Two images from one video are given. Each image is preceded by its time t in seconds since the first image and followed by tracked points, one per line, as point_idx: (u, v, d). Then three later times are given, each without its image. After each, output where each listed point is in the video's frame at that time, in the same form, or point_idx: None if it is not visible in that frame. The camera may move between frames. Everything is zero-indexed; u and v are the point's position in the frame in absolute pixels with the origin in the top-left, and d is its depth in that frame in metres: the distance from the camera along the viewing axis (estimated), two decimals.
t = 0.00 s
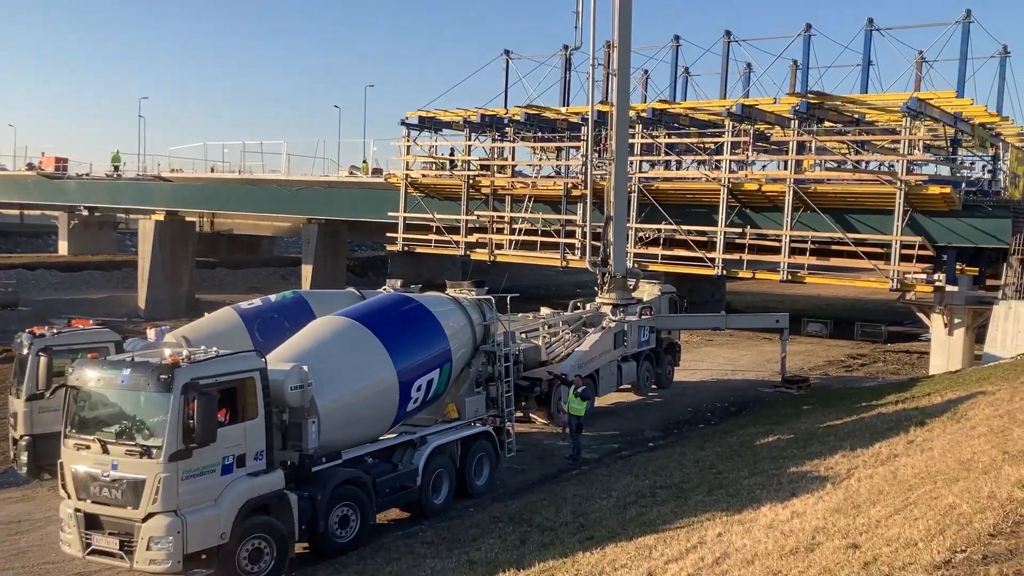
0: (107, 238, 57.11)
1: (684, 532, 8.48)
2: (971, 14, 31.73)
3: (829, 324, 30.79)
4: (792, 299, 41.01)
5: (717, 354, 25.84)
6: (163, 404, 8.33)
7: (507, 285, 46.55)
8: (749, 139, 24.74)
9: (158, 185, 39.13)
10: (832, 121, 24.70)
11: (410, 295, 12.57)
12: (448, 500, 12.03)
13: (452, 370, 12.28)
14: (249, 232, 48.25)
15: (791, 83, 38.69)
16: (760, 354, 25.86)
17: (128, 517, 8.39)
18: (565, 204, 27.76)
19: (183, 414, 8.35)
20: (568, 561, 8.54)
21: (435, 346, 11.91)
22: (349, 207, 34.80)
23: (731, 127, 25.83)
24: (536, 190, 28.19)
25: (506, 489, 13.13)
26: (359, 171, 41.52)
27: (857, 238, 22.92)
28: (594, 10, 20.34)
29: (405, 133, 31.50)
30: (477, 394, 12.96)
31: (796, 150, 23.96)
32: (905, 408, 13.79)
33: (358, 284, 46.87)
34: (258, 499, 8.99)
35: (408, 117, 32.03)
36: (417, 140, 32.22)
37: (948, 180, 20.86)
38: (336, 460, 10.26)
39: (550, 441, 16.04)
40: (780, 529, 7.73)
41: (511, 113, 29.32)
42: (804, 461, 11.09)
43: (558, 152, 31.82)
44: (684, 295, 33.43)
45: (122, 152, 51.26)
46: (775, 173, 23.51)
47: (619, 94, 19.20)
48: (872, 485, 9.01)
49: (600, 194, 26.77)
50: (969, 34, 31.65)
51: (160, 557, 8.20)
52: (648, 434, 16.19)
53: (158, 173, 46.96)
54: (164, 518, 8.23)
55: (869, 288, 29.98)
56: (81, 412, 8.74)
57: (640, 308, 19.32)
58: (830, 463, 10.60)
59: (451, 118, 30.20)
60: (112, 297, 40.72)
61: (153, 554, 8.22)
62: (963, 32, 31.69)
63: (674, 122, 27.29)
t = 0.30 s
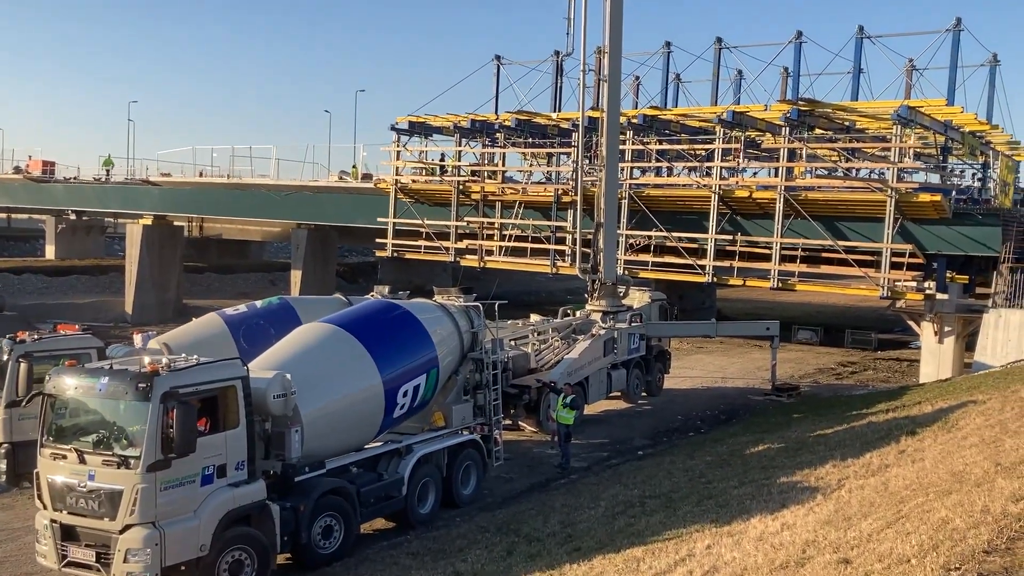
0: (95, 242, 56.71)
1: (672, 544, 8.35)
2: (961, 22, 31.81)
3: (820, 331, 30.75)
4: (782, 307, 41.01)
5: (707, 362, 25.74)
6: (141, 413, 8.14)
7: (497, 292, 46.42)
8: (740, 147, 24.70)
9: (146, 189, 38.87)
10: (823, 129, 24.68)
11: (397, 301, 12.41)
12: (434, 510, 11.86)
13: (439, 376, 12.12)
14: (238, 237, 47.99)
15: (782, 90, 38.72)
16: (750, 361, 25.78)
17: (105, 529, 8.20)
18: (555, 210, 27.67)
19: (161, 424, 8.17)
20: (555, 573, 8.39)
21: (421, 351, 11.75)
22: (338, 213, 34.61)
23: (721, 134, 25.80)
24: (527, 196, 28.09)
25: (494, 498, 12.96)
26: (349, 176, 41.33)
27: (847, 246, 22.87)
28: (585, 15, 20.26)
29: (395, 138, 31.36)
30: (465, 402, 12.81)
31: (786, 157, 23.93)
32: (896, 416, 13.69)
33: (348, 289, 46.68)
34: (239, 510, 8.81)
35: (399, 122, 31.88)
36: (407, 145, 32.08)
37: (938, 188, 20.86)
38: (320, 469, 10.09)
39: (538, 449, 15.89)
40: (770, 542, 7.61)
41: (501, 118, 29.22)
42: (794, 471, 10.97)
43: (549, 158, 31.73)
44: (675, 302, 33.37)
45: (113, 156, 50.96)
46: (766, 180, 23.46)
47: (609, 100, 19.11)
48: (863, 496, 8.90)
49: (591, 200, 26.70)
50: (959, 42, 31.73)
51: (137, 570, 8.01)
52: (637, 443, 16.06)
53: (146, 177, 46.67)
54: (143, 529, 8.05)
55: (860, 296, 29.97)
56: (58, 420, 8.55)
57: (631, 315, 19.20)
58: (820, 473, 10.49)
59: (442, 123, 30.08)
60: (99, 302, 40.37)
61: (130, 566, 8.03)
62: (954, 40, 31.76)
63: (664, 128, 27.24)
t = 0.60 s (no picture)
0: (83, 250, 56.37)
1: (658, 558, 8.27)
2: (948, 35, 31.99)
3: (809, 342, 30.77)
4: (772, 317, 41.07)
5: (696, 372, 25.70)
6: (121, 425, 8.01)
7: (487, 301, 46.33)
8: (729, 157, 24.72)
9: (134, 197, 38.66)
10: (812, 140, 24.73)
11: (383, 311, 12.31)
12: (420, 522, 11.74)
13: (426, 386, 12.01)
14: (227, 246, 47.79)
15: (771, 101, 38.88)
16: (740, 372, 25.76)
17: (82, 543, 8.05)
18: (545, 220, 27.64)
19: (141, 436, 8.04)
20: None
21: (407, 359, 11.64)
22: (328, 222, 34.49)
23: (710, 145, 25.84)
24: (517, 206, 28.06)
25: (480, 511, 12.84)
26: (338, 185, 41.22)
27: (836, 257, 22.89)
28: (574, 26, 20.25)
29: (384, 148, 31.30)
30: (451, 414, 12.70)
31: (775, 169, 23.97)
32: (884, 428, 13.65)
33: (337, 298, 46.53)
34: (220, 523, 8.67)
35: (388, 131, 31.81)
36: (397, 155, 32.01)
37: (926, 199, 20.91)
38: (303, 482, 9.96)
39: (526, 461, 15.78)
40: (757, 557, 7.54)
41: (491, 128, 29.19)
42: (782, 483, 10.91)
43: (539, 168, 31.73)
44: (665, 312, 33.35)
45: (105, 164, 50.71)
46: (755, 191, 23.47)
47: (598, 110, 19.08)
48: (851, 510, 8.83)
49: (580, 211, 26.69)
50: (947, 55, 31.91)
51: None
52: (625, 454, 15.97)
53: (135, 185, 46.44)
54: (121, 544, 7.90)
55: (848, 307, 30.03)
56: (36, 431, 8.39)
57: (620, 326, 19.14)
58: (808, 486, 10.43)
59: (431, 133, 30.03)
60: (86, 310, 40.07)
61: None
62: (941, 53, 31.94)
63: (654, 139, 27.25)
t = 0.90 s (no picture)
0: (74, 261, 56.08)
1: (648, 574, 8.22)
2: (937, 49, 32.20)
3: (800, 354, 30.79)
4: (763, 329, 41.13)
5: (687, 385, 25.67)
6: (105, 439, 7.90)
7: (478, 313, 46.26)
8: (720, 170, 24.76)
9: (124, 208, 38.48)
10: (802, 152, 24.80)
11: (373, 324, 12.24)
12: (408, 537, 11.63)
13: (415, 397, 11.92)
14: (218, 257, 47.64)
15: (762, 114, 39.05)
16: (731, 384, 25.73)
17: (65, 559, 7.92)
18: (536, 232, 27.62)
19: (126, 450, 7.93)
20: None
21: (395, 369, 11.56)
22: (319, 233, 34.40)
23: (701, 157, 25.91)
24: (508, 218, 28.04)
25: (469, 525, 12.74)
26: (330, 197, 41.15)
27: (826, 269, 22.92)
28: (566, 38, 20.26)
29: (376, 159, 31.26)
30: (441, 427, 12.62)
31: (766, 181, 24.01)
32: (875, 442, 13.63)
33: (328, 309, 46.41)
34: (205, 538, 8.56)
35: (380, 142, 31.79)
36: (388, 166, 31.98)
37: (916, 212, 20.98)
38: (290, 496, 9.85)
39: (516, 474, 15.69)
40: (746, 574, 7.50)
41: (482, 140, 29.21)
42: (772, 497, 10.87)
43: (530, 180, 31.73)
44: (656, 324, 33.36)
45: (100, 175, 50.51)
46: (745, 203, 23.51)
47: (589, 122, 19.08)
48: (841, 526, 8.79)
49: (572, 223, 26.70)
50: (936, 68, 32.11)
51: None
52: (616, 467, 15.90)
53: (125, 196, 46.27)
54: (104, 560, 7.77)
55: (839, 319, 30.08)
56: (20, 445, 8.29)
57: (610, 338, 19.09)
58: (799, 500, 10.39)
59: (423, 144, 30.03)
60: (75, 322, 39.81)
61: None
62: (931, 66, 32.15)
63: (645, 151, 27.28)
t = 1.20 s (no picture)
0: (65, 271, 55.84)
1: None
2: (928, 60, 32.35)
3: (792, 364, 30.80)
4: (756, 339, 41.14)
5: (680, 395, 25.63)
6: (94, 450, 7.79)
7: (471, 323, 46.19)
8: (711, 180, 24.78)
9: (115, 218, 38.31)
10: (793, 163, 24.84)
11: (364, 335, 12.16)
12: (400, 549, 11.52)
13: (406, 406, 11.84)
14: (210, 266, 47.50)
15: (754, 124, 39.16)
16: (723, 394, 25.70)
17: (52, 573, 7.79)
18: (528, 242, 27.61)
19: (115, 462, 7.83)
20: None
21: (385, 377, 11.49)
22: (311, 243, 34.31)
23: (693, 167, 25.94)
24: (500, 227, 28.02)
25: (461, 537, 12.65)
26: (322, 206, 41.09)
27: (819, 280, 22.93)
28: (558, 48, 20.26)
29: (368, 169, 31.24)
30: (433, 438, 12.53)
31: (758, 191, 24.04)
32: (866, 452, 13.61)
33: (320, 319, 46.29)
34: (195, 551, 8.45)
35: (372, 152, 31.77)
36: (380, 176, 31.95)
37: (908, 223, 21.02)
38: (281, 508, 9.71)
39: (507, 485, 15.60)
40: None
41: (475, 150, 29.22)
42: (764, 509, 10.82)
43: (523, 190, 31.74)
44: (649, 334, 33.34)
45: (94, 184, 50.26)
46: (737, 214, 23.52)
47: (581, 132, 19.06)
48: (833, 539, 8.75)
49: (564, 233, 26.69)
50: (927, 79, 32.26)
51: None
52: (608, 478, 15.84)
53: (117, 206, 46.13)
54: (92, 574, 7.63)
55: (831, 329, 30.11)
56: (7, 458, 8.17)
57: (602, 348, 19.04)
58: (790, 512, 10.34)
59: (415, 154, 30.01)
60: (65, 331, 39.60)
61: None
62: (921, 77, 32.29)
63: (637, 161, 27.31)
